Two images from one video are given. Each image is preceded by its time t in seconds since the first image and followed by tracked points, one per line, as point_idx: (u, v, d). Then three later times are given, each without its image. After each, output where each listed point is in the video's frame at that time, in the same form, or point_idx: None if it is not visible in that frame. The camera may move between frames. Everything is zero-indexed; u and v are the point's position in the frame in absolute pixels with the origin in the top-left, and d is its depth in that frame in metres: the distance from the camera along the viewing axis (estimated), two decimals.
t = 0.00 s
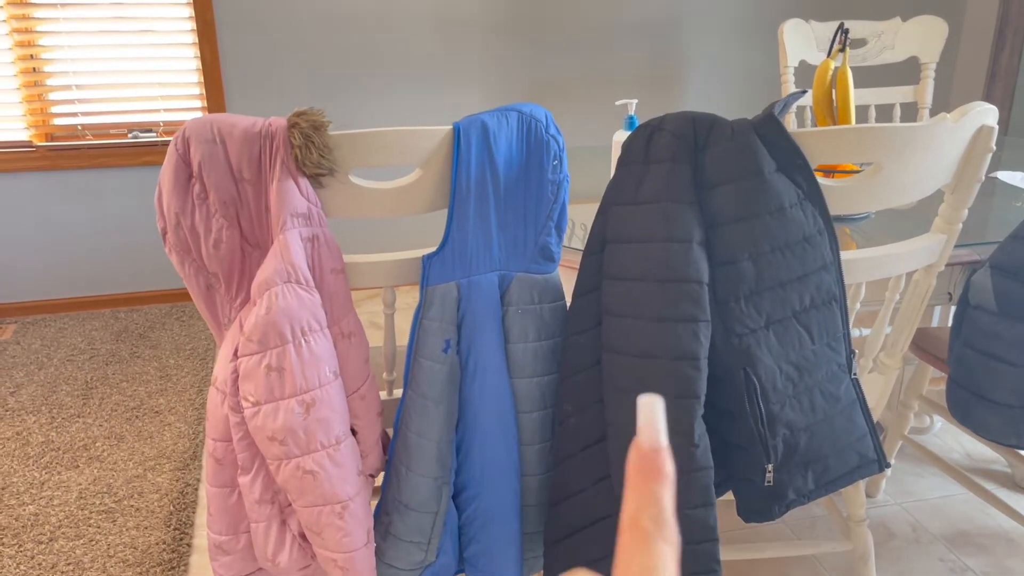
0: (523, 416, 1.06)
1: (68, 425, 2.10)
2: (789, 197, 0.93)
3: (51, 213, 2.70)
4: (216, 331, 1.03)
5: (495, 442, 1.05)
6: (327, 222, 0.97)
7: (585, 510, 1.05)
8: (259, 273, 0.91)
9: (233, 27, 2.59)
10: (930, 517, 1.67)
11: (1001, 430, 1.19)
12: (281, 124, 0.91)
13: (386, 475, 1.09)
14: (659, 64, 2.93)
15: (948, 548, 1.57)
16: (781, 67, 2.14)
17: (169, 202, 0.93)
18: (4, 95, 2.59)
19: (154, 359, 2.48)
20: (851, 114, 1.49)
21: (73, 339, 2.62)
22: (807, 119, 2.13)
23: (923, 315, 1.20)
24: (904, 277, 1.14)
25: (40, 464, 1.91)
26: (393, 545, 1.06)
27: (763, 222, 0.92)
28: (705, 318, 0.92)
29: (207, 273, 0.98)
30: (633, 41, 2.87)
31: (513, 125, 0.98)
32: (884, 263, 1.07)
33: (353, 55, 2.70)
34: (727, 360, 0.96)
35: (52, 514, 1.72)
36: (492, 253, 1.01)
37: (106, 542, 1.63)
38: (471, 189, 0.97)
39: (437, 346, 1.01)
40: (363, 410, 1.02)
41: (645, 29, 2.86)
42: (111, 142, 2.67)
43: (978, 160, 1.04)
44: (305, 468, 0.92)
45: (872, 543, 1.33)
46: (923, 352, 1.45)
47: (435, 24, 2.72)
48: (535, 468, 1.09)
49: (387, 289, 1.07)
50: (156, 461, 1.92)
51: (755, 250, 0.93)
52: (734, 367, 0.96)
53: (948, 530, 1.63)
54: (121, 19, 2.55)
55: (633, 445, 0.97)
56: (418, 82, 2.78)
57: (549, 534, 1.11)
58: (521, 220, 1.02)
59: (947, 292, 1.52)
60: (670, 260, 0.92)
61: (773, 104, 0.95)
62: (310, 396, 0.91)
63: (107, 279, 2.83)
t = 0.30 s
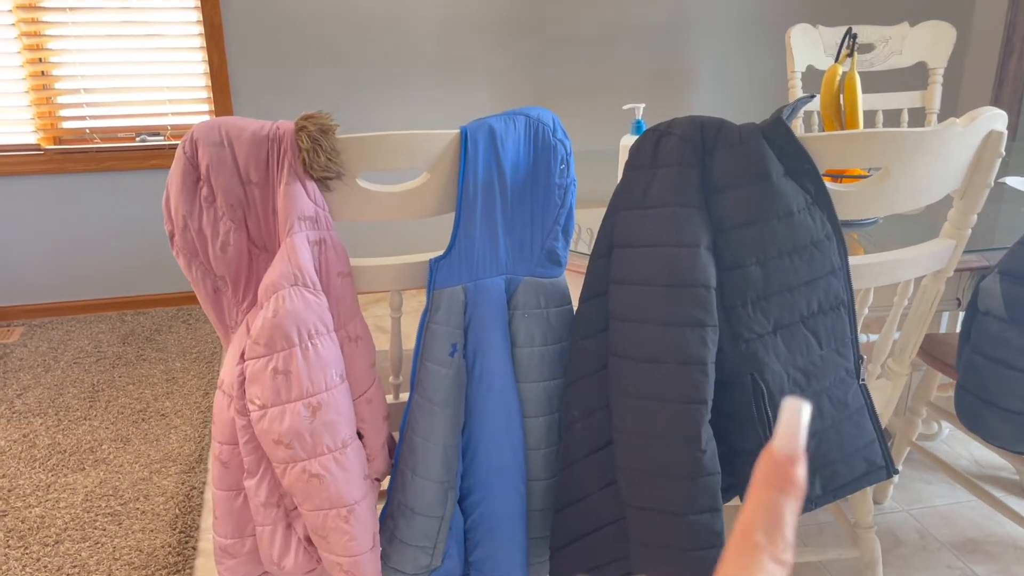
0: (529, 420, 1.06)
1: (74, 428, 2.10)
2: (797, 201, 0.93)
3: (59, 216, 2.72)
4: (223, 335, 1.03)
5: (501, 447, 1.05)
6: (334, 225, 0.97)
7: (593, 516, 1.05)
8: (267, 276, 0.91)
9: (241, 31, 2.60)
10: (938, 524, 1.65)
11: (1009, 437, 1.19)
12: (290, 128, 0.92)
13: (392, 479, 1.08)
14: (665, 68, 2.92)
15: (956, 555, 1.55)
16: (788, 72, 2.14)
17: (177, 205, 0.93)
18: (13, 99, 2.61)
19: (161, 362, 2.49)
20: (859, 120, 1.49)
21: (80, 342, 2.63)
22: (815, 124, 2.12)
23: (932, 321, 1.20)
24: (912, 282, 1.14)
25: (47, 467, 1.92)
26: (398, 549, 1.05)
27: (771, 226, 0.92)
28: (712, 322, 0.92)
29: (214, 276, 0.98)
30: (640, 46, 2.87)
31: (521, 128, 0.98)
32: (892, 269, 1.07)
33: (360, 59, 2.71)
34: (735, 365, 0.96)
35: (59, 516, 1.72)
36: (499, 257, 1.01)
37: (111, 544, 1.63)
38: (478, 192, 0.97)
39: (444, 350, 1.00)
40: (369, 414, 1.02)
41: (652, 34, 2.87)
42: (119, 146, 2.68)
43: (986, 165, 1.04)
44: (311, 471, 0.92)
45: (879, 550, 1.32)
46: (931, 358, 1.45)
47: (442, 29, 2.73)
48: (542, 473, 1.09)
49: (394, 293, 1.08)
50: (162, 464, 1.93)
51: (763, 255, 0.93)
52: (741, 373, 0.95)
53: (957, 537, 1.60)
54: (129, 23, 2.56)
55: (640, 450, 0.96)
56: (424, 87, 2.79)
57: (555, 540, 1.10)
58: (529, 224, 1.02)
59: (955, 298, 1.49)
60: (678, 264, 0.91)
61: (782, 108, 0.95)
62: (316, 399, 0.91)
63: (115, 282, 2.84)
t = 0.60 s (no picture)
0: (533, 427, 1.06)
1: (78, 432, 2.10)
2: (801, 208, 0.93)
3: (63, 221, 2.72)
4: (227, 341, 1.03)
5: (505, 454, 1.04)
6: (338, 232, 0.98)
7: (598, 523, 1.05)
8: (270, 283, 0.92)
9: (246, 37, 2.61)
10: (943, 531, 1.63)
11: (1015, 445, 1.19)
12: (294, 134, 0.92)
13: (395, 485, 1.08)
14: (668, 74, 2.92)
15: (961, 563, 1.53)
16: (792, 78, 2.14)
17: (181, 211, 0.93)
18: (19, 104, 2.62)
19: (164, 367, 2.49)
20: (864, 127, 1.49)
21: (84, 347, 2.63)
22: (819, 129, 2.12)
23: (937, 328, 1.20)
24: (917, 289, 1.14)
25: (51, 472, 1.92)
26: (401, 556, 1.05)
27: (775, 233, 0.92)
28: (716, 329, 0.91)
29: (218, 282, 0.98)
30: (643, 52, 2.88)
31: (525, 135, 0.99)
32: (897, 276, 1.07)
33: (364, 65, 2.72)
34: (739, 372, 0.96)
35: (62, 521, 1.72)
36: (503, 263, 1.01)
37: (115, 550, 1.63)
38: (482, 200, 0.97)
39: (447, 356, 1.00)
40: (372, 420, 1.02)
41: (656, 40, 2.87)
42: (124, 151, 2.70)
43: (992, 172, 1.04)
44: (315, 478, 0.92)
45: (885, 558, 1.31)
46: (936, 365, 1.44)
47: (446, 35, 2.74)
48: (545, 480, 1.09)
49: (398, 299, 1.08)
50: (165, 469, 1.93)
51: (767, 262, 0.92)
52: (746, 380, 0.95)
53: (962, 545, 1.58)
54: (135, 29, 2.57)
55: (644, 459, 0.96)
56: (428, 92, 2.80)
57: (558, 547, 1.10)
58: (533, 231, 1.02)
59: (961, 304, 1.48)
60: (683, 271, 0.91)
61: (786, 115, 0.95)
62: (320, 406, 0.91)
63: (119, 287, 2.85)
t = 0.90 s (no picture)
0: (534, 433, 1.06)
1: (80, 437, 2.10)
2: (803, 214, 0.92)
3: (65, 225, 2.73)
4: (228, 346, 1.03)
5: (507, 460, 1.04)
6: (340, 238, 0.98)
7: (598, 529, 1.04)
8: (272, 288, 0.92)
9: (248, 42, 2.62)
10: (945, 537, 1.62)
11: (1018, 451, 1.18)
12: (296, 140, 0.92)
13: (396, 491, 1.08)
14: (669, 79, 2.93)
15: (964, 570, 1.52)
16: (793, 83, 2.13)
17: (183, 217, 0.93)
18: (22, 109, 2.63)
19: (166, 372, 2.49)
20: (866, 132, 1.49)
21: (86, 351, 2.63)
22: (821, 134, 2.12)
23: (939, 334, 1.20)
24: (919, 295, 1.14)
25: (53, 477, 1.92)
26: (402, 562, 1.05)
27: (776, 239, 0.92)
28: (718, 336, 0.91)
29: (219, 288, 0.98)
30: (645, 57, 2.88)
31: (526, 141, 0.99)
32: (899, 282, 1.07)
33: (366, 70, 2.73)
34: (741, 378, 0.95)
35: (64, 526, 1.72)
36: (504, 269, 1.01)
37: (116, 554, 1.63)
38: (483, 205, 0.97)
39: (449, 362, 1.00)
40: (374, 426, 1.02)
41: (658, 45, 2.88)
42: (126, 156, 2.70)
43: (993, 178, 1.04)
44: (316, 484, 0.92)
45: (887, 565, 1.30)
46: (939, 371, 1.43)
47: (447, 40, 2.74)
48: (547, 486, 1.08)
49: (399, 305, 1.08)
50: (167, 474, 1.93)
51: (769, 268, 0.92)
52: (747, 387, 0.95)
53: (965, 551, 1.58)
54: (138, 34, 2.59)
55: (647, 465, 0.95)
56: (430, 97, 2.80)
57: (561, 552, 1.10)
58: (534, 236, 1.02)
59: (963, 310, 1.46)
60: (684, 277, 0.91)
61: (787, 121, 0.95)
62: (321, 412, 0.91)
63: (121, 291, 2.85)
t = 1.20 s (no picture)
0: (535, 437, 1.06)
1: (81, 441, 2.10)
2: (804, 219, 0.93)
3: (67, 230, 2.73)
4: (230, 351, 1.04)
5: (508, 464, 1.04)
6: (342, 242, 0.98)
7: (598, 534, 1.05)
8: (274, 293, 0.92)
9: (250, 47, 2.63)
10: (946, 542, 1.62)
11: (1019, 456, 1.18)
12: (298, 145, 0.92)
13: (398, 495, 1.08)
14: (670, 84, 2.93)
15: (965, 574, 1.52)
16: (794, 88, 2.13)
17: (185, 222, 0.94)
18: (25, 114, 2.64)
19: (168, 376, 2.49)
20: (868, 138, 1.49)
21: (87, 356, 2.64)
22: (822, 139, 2.12)
23: (939, 339, 1.20)
24: (920, 299, 1.14)
25: (53, 481, 1.92)
26: (404, 566, 1.05)
27: (778, 244, 0.92)
28: (719, 341, 0.91)
29: (221, 293, 0.99)
30: (645, 62, 2.89)
31: (528, 146, 0.99)
32: (900, 287, 1.07)
33: (367, 74, 2.73)
34: (742, 383, 0.95)
35: (64, 531, 1.72)
36: (505, 274, 1.01)
37: (117, 559, 1.63)
38: (485, 210, 0.98)
39: (450, 367, 1.00)
40: (375, 431, 1.02)
41: (658, 50, 2.88)
42: (128, 161, 2.71)
43: (995, 183, 1.04)
44: (317, 489, 0.92)
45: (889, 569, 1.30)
46: (941, 376, 1.43)
47: (448, 45, 2.75)
48: (548, 491, 1.08)
49: (401, 309, 1.08)
50: (168, 479, 1.93)
51: (770, 273, 0.93)
52: (748, 391, 0.95)
53: (966, 556, 1.57)
54: (140, 39, 2.59)
55: (649, 470, 0.95)
56: (431, 102, 2.81)
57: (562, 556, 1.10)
58: (536, 242, 1.02)
59: (964, 315, 1.47)
60: (685, 282, 0.91)
61: (789, 126, 0.95)
62: (323, 416, 0.91)
63: (122, 295, 2.85)
